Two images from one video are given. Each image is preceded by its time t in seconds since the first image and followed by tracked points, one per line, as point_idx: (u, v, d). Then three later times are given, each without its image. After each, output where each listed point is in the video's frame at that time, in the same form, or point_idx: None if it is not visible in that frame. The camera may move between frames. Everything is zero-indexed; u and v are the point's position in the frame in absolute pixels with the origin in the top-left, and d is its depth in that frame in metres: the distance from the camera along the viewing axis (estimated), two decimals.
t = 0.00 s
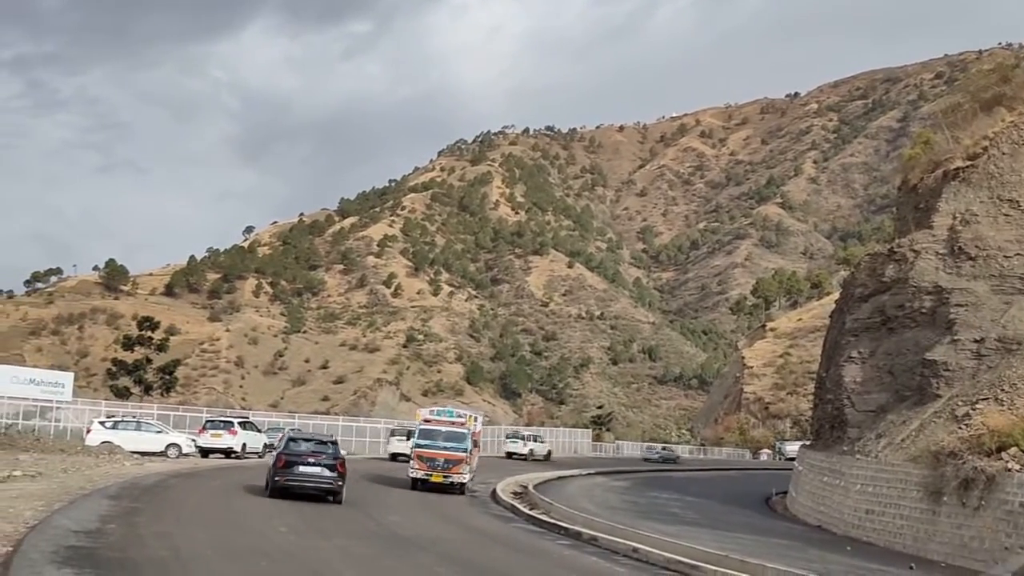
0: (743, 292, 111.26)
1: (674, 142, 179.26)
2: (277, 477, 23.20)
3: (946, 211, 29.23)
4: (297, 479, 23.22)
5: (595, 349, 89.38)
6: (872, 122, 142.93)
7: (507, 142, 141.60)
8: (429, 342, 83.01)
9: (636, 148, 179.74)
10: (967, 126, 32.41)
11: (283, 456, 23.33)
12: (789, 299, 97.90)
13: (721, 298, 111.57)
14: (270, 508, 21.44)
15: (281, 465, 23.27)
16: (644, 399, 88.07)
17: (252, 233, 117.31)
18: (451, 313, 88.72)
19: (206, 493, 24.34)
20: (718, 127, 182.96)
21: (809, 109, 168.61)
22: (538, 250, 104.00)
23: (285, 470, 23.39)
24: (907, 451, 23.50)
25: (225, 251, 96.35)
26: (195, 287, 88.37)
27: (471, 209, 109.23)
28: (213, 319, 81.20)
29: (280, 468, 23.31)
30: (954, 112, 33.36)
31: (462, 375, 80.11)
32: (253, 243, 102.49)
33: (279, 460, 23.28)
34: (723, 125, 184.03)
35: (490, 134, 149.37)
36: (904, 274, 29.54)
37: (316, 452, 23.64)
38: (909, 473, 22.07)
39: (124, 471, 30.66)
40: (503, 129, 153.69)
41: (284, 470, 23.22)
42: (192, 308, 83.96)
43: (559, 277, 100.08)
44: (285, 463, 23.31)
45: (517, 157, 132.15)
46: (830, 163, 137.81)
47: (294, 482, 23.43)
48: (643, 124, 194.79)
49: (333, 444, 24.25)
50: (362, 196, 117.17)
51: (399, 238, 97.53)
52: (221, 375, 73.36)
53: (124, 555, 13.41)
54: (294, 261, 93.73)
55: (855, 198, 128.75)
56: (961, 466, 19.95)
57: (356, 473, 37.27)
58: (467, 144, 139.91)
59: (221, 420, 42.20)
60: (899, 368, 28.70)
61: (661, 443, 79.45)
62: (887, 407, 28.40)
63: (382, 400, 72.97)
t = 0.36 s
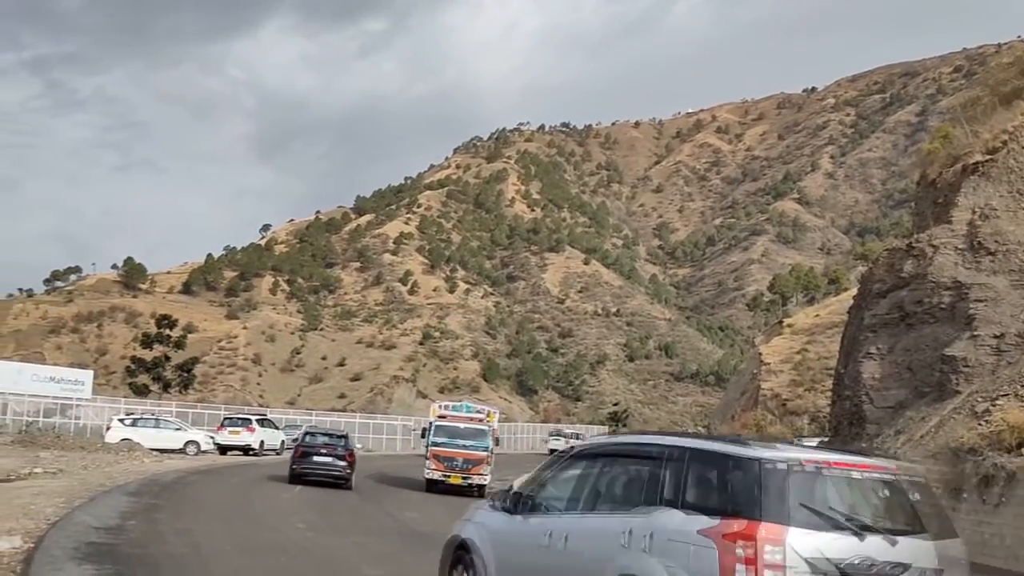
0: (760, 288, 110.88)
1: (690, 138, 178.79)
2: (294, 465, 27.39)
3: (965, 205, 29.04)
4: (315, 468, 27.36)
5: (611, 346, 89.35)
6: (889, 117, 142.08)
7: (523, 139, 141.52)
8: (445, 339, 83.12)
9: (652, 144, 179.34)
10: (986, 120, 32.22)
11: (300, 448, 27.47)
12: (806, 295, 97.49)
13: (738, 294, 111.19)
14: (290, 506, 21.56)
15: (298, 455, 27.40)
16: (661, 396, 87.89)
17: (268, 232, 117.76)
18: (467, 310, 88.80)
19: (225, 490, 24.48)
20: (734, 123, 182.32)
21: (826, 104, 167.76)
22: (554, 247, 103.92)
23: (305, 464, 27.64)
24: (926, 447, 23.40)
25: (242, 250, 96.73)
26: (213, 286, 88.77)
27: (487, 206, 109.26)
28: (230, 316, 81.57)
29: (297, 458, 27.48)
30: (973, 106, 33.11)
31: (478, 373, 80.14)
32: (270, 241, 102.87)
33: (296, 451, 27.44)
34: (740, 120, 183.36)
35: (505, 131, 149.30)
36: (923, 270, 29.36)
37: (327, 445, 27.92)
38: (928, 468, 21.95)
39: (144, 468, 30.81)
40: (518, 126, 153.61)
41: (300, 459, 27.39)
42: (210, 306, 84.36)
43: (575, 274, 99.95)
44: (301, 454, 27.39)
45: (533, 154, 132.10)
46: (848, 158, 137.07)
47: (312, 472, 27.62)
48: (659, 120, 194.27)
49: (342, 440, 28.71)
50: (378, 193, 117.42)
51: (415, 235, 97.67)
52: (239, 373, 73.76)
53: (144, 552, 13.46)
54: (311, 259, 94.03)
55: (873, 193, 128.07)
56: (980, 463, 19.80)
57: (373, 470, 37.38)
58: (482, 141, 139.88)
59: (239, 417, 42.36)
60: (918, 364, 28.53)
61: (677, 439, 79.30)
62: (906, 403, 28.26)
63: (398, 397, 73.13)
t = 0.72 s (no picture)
0: (779, 286, 110.46)
1: (708, 135, 178.20)
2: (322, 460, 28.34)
3: (985, 201, 28.84)
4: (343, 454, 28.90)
5: (629, 343, 89.19)
6: (909, 112, 141.21)
7: (540, 137, 141.40)
8: (462, 337, 83.22)
9: (669, 141, 178.86)
10: (1006, 115, 31.99)
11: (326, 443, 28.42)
12: (825, 292, 97.07)
13: (756, 291, 110.78)
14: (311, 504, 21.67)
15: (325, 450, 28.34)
16: (680, 393, 87.63)
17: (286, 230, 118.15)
18: (485, 308, 88.88)
19: (244, 487, 24.60)
20: (752, 120, 181.60)
21: (845, 100, 166.86)
22: (571, 245, 103.82)
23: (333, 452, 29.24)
24: (948, 444, 23.28)
25: (261, 249, 97.13)
26: (231, 285, 89.18)
27: (504, 205, 109.29)
28: (249, 315, 81.95)
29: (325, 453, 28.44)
30: (993, 100, 32.86)
31: (496, 371, 80.06)
32: (288, 240, 103.25)
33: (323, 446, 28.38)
34: (758, 117, 182.59)
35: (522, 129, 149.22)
36: (943, 266, 29.19)
37: (358, 439, 29.29)
38: (950, 466, 21.81)
39: (165, 466, 30.95)
40: (535, 124, 153.47)
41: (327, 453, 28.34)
42: (229, 305, 84.78)
43: (593, 272, 99.85)
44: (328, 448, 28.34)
45: (550, 151, 131.94)
46: (867, 154, 136.28)
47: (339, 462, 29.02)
48: (676, 118, 193.64)
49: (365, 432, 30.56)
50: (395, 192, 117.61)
51: (432, 234, 97.81)
52: (258, 371, 74.14)
53: (166, 549, 13.55)
54: (329, 257, 94.34)
55: (892, 189, 127.37)
56: (1002, 460, 19.66)
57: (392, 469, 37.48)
58: (499, 139, 139.84)
59: (258, 415, 42.56)
60: (938, 361, 28.37)
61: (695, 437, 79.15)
62: (927, 401, 28.11)
63: (416, 396, 73.29)
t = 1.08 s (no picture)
0: (799, 282, 109.91)
1: (727, 131, 177.43)
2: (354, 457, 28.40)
3: (1008, 196, 28.63)
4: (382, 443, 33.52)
5: (648, 341, 88.94)
6: (930, 107, 140.13)
7: (558, 134, 141.22)
8: (481, 335, 83.27)
9: (687, 138, 178.17)
10: None
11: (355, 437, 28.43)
12: (846, 289, 96.55)
13: (776, 288, 110.26)
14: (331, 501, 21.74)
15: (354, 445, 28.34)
16: (699, 390, 87.30)
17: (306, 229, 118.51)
18: (504, 305, 88.92)
19: (266, 484, 24.76)
20: (772, 115, 180.65)
21: (866, 95, 165.73)
22: (590, 242, 103.61)
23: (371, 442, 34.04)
24: (971, 442, 23.09)
25: (280, 247, 97.54)
26: (251, 283, 89.61)
27: (522, 202, 109.28)
28: (269, 314, 82.35)
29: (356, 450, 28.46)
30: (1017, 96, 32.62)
31: (515, 368, 80.05)
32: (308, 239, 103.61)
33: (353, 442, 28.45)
34: (778, 113, 181.65)
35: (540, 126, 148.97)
36: (966, 262, 28.97)
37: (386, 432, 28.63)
38: (973, 463, 21.63)
39: (186, 464, 31.14)
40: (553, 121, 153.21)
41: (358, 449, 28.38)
42: (249, 303, 85.20)
43: (612, 269, 99.68)
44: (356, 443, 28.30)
45: (568, 149, 131.71)
46: (888, 149, 135.27)
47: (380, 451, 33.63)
48: (695, 114, 192.76)
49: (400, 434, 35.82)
50: (413, 190, 117.76)
51: (451, 231, 97.97)
52: (278, 369, 74.51)
53: (188, 546, 13.64)
54: (348, 255, 94.65)
55: (913, 184, 126.50)
56: None
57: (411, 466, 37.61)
58: (518, 136, 139.73)
59: (279, 413, 42.82)
60: (961, 358, 28.16)
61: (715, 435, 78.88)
62: (949, 397, 27.90)
63: (436, 393, 73.36)
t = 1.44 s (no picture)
0: (815, 279, 109.50)
1: (742, 128, 176.79)
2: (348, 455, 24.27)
3: None
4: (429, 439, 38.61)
5: (664, 338, 88.68)
6: (948, 102, 139.27)
7: (573, 132, 141.04)
8: (497, 332, 83.30)
9: (703, 134, 177.62)
10: None
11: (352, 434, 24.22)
12: (863, 285, 96.06)
13: (792, 285, 109.89)
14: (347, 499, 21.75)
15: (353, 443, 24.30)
16: (716, 387, 87.05)
17: (321, 227, 118.83)
18: (519, 303, 88.95)
19: (283, 482, 24.83)
20: (787, 112, 179.86)
21: (883, 90, 164.85)
22: (605, 240, 103.46)
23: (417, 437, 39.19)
24: (989, 439, 22.96)
25: (296, 245, 97.85)
26: (267, 281, 89.97)
27: (537, 200, 109.27)
28: (286, 312, 82.66)
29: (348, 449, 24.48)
30: None
31: (530, 366, 80.06)
32: (323, 237, 103.89)
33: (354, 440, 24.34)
34: (793, 109, 180.87)
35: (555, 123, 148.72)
36: (984, 257, 28.80)
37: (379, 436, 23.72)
38: (992, 460, 21.49)
39: (203, 461, 31.29)
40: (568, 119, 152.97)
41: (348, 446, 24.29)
42: (265, 301, 85.52)
43: (627, 266, 99.47)
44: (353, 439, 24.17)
45: (583, 146, 131.52)
46: (905, 145, 134.50)
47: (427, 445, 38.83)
48: (710, 111, 192.14)
49: (447, 429, 40.72)
50: (428, 187, 117.85)
51: (466, 229, 98.03)
52: (294, 367, 74.84)
53: (205, 542, 13.73)
54: (364, 253, 94.88)
55: (931, 180, 125.79)
56: None
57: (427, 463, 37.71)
58: (532, 134, 139.62)
59: (296, 411, 42.94)
60: (979, 354, 27.98)
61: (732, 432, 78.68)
62: (968, 394, 27.73)
63: (451, 391, 73.45)
